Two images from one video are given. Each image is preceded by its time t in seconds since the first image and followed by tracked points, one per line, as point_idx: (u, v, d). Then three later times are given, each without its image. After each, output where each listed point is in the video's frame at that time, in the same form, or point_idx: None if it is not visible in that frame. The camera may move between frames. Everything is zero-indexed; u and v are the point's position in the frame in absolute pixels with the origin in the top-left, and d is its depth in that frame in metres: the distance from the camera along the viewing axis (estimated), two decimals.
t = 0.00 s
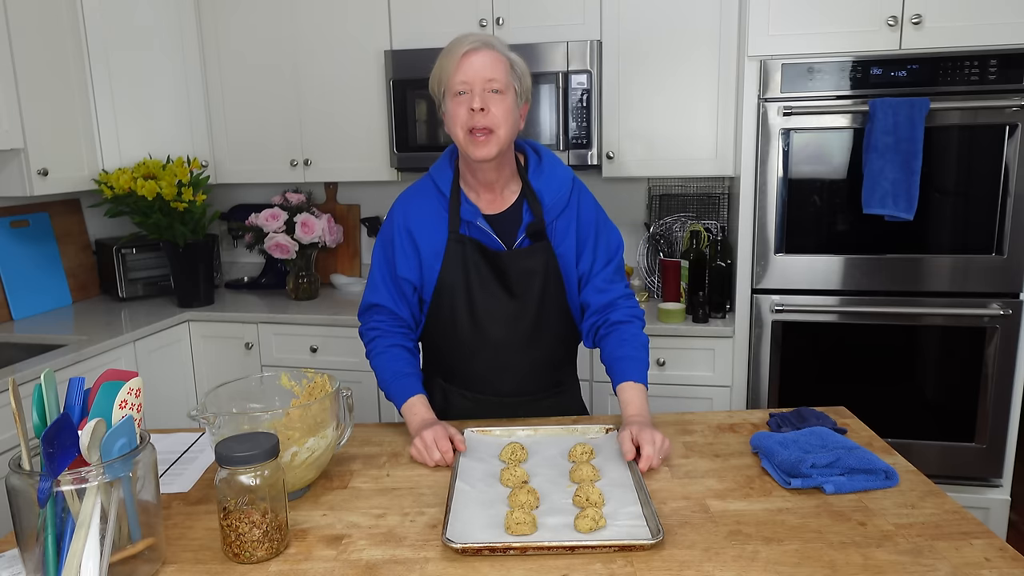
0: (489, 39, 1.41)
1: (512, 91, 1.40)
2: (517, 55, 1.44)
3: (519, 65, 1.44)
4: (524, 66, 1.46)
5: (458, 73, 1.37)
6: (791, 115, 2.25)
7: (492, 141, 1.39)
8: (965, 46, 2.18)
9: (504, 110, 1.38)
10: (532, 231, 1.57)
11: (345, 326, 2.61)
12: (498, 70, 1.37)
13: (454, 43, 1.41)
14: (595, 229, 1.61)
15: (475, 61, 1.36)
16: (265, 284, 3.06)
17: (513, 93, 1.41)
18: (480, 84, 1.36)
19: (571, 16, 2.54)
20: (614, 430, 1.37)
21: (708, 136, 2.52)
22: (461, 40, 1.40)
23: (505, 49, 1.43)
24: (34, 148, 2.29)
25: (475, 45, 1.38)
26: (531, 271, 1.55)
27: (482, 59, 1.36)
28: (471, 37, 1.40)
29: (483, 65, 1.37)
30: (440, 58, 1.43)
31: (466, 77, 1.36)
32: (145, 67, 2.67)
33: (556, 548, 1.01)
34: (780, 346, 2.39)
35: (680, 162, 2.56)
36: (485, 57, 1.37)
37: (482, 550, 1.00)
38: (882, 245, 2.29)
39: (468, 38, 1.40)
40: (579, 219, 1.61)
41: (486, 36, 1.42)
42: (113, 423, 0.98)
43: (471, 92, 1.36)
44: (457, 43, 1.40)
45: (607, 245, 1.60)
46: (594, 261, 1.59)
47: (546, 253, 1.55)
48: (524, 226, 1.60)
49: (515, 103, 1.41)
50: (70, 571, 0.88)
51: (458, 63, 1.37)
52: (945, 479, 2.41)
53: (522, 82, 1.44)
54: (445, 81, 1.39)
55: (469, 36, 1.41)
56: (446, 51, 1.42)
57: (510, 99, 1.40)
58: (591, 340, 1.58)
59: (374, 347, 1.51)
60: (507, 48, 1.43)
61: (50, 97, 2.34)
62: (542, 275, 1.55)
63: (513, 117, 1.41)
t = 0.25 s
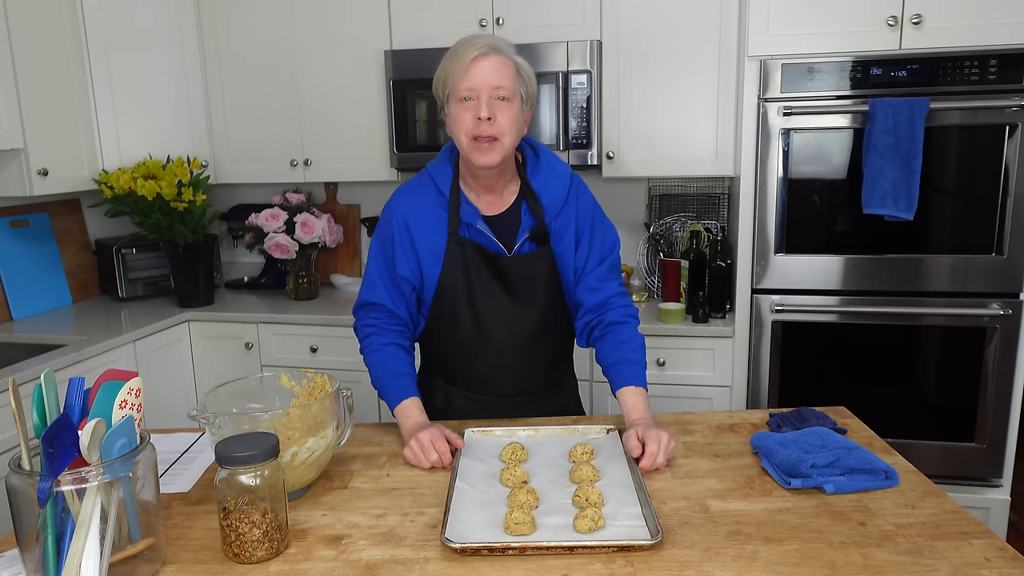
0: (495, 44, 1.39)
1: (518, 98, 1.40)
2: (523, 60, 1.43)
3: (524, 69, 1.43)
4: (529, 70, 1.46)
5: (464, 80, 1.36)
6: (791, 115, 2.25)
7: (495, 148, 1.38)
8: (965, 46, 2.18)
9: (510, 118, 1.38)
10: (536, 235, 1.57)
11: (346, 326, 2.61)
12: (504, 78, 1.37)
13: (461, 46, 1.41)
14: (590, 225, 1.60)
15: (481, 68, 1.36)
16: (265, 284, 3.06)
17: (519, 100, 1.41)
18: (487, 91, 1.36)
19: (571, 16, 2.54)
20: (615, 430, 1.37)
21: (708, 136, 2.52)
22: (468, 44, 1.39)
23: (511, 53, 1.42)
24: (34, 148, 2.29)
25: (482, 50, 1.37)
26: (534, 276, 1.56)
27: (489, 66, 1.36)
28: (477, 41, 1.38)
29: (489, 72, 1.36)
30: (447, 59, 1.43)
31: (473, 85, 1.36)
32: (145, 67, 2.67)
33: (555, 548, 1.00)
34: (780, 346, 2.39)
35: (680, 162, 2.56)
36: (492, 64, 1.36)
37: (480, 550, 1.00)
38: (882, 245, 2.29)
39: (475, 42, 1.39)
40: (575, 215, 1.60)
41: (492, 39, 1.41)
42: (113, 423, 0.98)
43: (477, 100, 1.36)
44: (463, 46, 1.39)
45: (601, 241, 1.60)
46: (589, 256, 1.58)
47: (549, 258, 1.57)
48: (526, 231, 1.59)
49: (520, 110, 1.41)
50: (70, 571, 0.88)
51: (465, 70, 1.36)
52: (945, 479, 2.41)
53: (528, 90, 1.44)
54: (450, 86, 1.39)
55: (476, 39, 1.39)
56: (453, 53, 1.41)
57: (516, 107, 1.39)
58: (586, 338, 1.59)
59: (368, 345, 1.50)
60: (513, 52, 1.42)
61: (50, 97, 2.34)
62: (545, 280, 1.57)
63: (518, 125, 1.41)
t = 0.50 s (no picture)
0: (489, 51, 1.37)
1: (513, 108, 1.39)
2: (517, 66, 1.41)
3: (519, 77, 1.41)
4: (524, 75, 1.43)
5: (458, 93, 1.34)
6: (791, 115, 2.25)
7: (490, 163, 1.39)
8: (965, 46, 2.18)
9: (505, 132, 1.37)
10: (540, 243, 1.56)
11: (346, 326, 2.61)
12: (500, 91, 1.35)
13: (455, 53, 1.37)
14: (587, 221, 1.60)
15: (475, 81, 1.34)
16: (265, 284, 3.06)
17: (514, 110, 1.39)
18: (482, 106, 1.34)
19: (571, 16, 2.54)
20: (614, 430, 1.37)
21: (708, 136, 2.52)
22: (461, 54, 1.36)
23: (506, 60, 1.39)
24: (34, 148, 2.29)
25: (476, 61, 1.34)
26: (537, 283, 1.56)
27: (485, 79, 1.34)
28: (470, 50, 1.36)
29: (483, 84, 1.34)
30: (440, 66, 1.39)
31: (467, 98, 1.34)
32: (145, 67, 2.67)
33: (555, 548, 1.00)
34: (780, 347, 2.39)
35: (680, 162, 2.56)
36: (486, 76, 1.34)
37: (480, 550, 1.00)
38: (882, 245, 2.29)
39: (468, 51, 1.36)
40: (571, 213, 1.60)
41: (485, 46, 1.38)
42: (113, 423, 0.98)
43: (473, 114, 1.35)
44: (456, 56, 1.36)
45: (600, 237, 1.60)
46: (587, 254, 1.59)
47: (552, 264, 1.57)
48: (527, 238, 1.58)
49: (515, 122, 1.40)
50: (70, 571, 0.88)
51: (458, 83, 1.34)
52: (945, 479, 2.41)
53: (523, 98, 1.42)
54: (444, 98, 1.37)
55: (469, 48, 1.37)
56: (447, 60, 1.38)
57: (511, 118, 1.38)
58: (588, 337, 1.58)
59: (364, 346, 1.49)
60: (507, 59, 1.40)
61: (50, 97, 2.33)
62: (549, 286, 1.57)
63: (513, 135, 1.40)
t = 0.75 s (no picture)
0: (484, 53, 1.36)
1: (509, 109, 1.39)
2: (513, 66, 1.41)
3: (515, 77, 1.40)
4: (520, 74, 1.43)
5: (453, 96, 1.34)
6: (791, 115, 2.25)
7: (488, 166, 1.39)
8: (965, 46, 2.18)
9: (501, 135, 1.38)
10: (541, 244, 1.56)
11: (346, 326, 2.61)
12: (496, 94, 1.35)
13: (450, 55, 1.37)
14: (586, 219, 1.60)
15: (470, 84, 1.33)
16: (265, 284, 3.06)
17: (510, 111, 1.39)
18: (478, 110, 1.34)
19: (571, 16, 2.54)
20: (614, 430, 1.37)
21: (708, 136, 2.52)
22: (456, 56, 1.36)
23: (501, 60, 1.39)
24: (34, 148, 2.29)
25: (471, 64, 1.34)
26: (537, 283, 1.56)
27: (481, 83, 1.34)
28: (465, 53, 1.35)
29: (479, 87, 1.34)
30: (435, 67, 1.39)
31: (463, 101, 1.34)
32: (145, 67, 2.67)
33: (555, 548, 1.00)
34: (780, 347, 2.39)
35: (681, 162, 2.56)
36: (481, 78, 1.34)
37: (480, 550, 1.00)
38: (882, 245, 2.29)
39: (462, 53, 1.36)
40: (570, 212, 1.60)
41: (480, 46, 1.38)
42: (113, 423, 0.98)
43: (469, 117, 1.35)
44: (451, 58, 1.36)
45: (599, 235, 1.60)
46: (587, 252, 1.59)
47: (553, 265, 1.57)
48: (526, 238, 1.58)
49: (511, 123, 1.40)
50: (70, 571, 0.88)
51: (454, 86, 1.34)
52: (946, 479, 2.41)
53: (519, 98, 1.42)
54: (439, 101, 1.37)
55: (464, 50, 1.36)
56: (443, 62, 1.37)
57: (506, 120, 1.38)
58: (590, 336, 1.58)
59: (361, 346, 1.49)
60: (502, 59, 1.39)
61: (50, 97, 2.33)
62: (549, 287, 1.57)
63: (509, 136, 1.40)
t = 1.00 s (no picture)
0: (484, 51, 1.37)
1: (509, 107, 1.39)
2: (513, 65, 1.41)
3: (515, 75, 1.40)
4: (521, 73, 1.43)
5: (453, 94, 1.34)
6: (791, 115, 2.25)
7: (488, 164, 1.39)
8: (964, 46, 2.18)
9: (501, 133, 1.38)
10: (540, 243, 1.56)
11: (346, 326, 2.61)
12: (497, 92, 1.35)
13: (450, 54, 1.36)
14: (588, 219, 1.60)
15: (470, 82, 1.34)
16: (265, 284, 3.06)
17: (510, 109, 1.39)
18: (478, 107, 1.34)
19: (571, 16, 2.54)
20: (613, 430, 1.37)
21: (708, 136, 2.52)
22: (456, 54, 1.36)
23: (501, 58, 1.39)
24: (34, 148, 2.29)
25: (471, 61, 1.34)
26: (535, 282, 1.56)
27: (481, 81, 1.34)
28: (465, 50, 1.35)
29: (479, 84, 1.34)
30: (435, 66, 1.39)
31: (463, 99, 1.34)
32: (145, 67, 2.67)
33: (555, 548, 1.00)
34: (780, 347, 2.39)
35: (681, 162, 2.56)
36: (482, 76, 1.34)
37: (480, 550, 1.00)
38: (882, 245, 2.29)
39: (462, 50, 1.36)
40: (571, 212, 1.60)
41: (480, 44, 1.38)
42: (113, 423, 0.98)
43: (469, 115, 1.35)
44: (451, 56, 1.36)
45: (601, 235, 1.60)
46: (589, 253, 1.59)
47: (552, 264, 1.57)
48: (526, 237, 1.58)
49: (512, 121, 1.40)
50: (70, 571, 0.88)
51: (454, 83, 1.34)
52: (946, 479, 2.41)
53: (520, 97, 1.42)
54: (439, 98, 1.37)
55: (464, 47, 1.36)
56: (443, 60, 1.37)
57: (506, 117, 1.38)
58: (591, 336, 1.58)
59: (361, 346, 1.49)
60: (502, 57, 1.39)
61: (50, 97, 2.33)
62: (547, 286, 1.57)
63: (509, 134, 1.40)
